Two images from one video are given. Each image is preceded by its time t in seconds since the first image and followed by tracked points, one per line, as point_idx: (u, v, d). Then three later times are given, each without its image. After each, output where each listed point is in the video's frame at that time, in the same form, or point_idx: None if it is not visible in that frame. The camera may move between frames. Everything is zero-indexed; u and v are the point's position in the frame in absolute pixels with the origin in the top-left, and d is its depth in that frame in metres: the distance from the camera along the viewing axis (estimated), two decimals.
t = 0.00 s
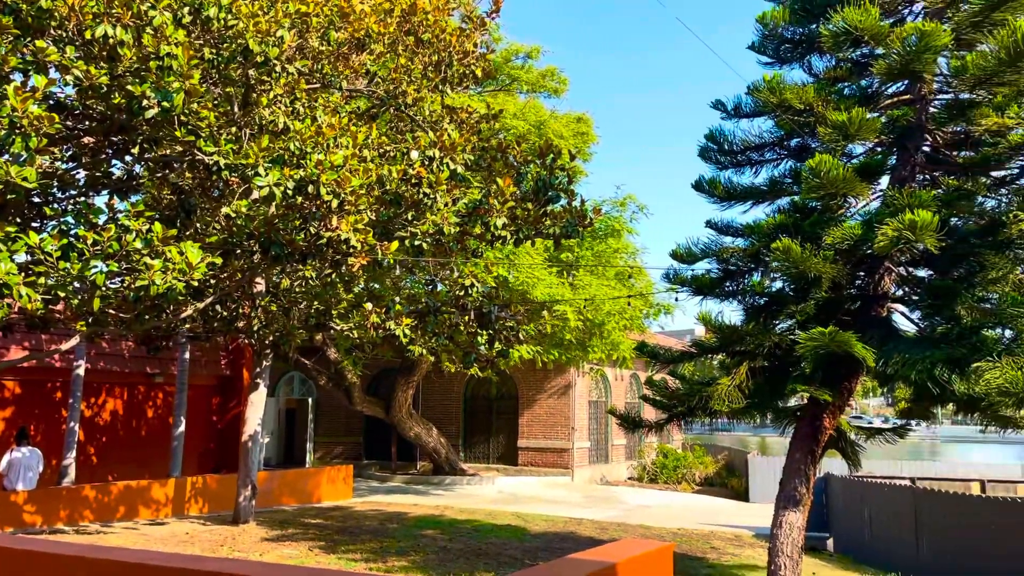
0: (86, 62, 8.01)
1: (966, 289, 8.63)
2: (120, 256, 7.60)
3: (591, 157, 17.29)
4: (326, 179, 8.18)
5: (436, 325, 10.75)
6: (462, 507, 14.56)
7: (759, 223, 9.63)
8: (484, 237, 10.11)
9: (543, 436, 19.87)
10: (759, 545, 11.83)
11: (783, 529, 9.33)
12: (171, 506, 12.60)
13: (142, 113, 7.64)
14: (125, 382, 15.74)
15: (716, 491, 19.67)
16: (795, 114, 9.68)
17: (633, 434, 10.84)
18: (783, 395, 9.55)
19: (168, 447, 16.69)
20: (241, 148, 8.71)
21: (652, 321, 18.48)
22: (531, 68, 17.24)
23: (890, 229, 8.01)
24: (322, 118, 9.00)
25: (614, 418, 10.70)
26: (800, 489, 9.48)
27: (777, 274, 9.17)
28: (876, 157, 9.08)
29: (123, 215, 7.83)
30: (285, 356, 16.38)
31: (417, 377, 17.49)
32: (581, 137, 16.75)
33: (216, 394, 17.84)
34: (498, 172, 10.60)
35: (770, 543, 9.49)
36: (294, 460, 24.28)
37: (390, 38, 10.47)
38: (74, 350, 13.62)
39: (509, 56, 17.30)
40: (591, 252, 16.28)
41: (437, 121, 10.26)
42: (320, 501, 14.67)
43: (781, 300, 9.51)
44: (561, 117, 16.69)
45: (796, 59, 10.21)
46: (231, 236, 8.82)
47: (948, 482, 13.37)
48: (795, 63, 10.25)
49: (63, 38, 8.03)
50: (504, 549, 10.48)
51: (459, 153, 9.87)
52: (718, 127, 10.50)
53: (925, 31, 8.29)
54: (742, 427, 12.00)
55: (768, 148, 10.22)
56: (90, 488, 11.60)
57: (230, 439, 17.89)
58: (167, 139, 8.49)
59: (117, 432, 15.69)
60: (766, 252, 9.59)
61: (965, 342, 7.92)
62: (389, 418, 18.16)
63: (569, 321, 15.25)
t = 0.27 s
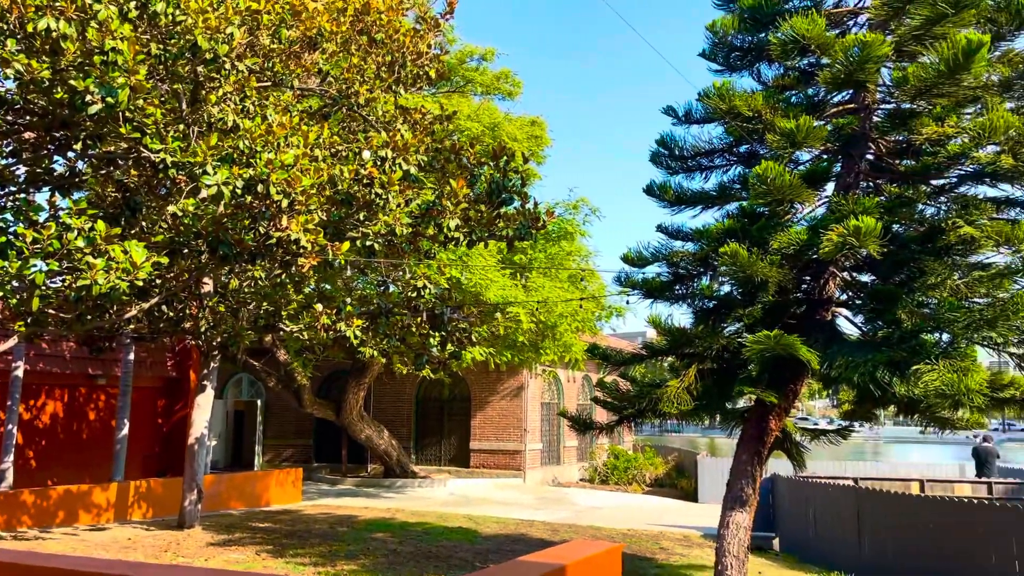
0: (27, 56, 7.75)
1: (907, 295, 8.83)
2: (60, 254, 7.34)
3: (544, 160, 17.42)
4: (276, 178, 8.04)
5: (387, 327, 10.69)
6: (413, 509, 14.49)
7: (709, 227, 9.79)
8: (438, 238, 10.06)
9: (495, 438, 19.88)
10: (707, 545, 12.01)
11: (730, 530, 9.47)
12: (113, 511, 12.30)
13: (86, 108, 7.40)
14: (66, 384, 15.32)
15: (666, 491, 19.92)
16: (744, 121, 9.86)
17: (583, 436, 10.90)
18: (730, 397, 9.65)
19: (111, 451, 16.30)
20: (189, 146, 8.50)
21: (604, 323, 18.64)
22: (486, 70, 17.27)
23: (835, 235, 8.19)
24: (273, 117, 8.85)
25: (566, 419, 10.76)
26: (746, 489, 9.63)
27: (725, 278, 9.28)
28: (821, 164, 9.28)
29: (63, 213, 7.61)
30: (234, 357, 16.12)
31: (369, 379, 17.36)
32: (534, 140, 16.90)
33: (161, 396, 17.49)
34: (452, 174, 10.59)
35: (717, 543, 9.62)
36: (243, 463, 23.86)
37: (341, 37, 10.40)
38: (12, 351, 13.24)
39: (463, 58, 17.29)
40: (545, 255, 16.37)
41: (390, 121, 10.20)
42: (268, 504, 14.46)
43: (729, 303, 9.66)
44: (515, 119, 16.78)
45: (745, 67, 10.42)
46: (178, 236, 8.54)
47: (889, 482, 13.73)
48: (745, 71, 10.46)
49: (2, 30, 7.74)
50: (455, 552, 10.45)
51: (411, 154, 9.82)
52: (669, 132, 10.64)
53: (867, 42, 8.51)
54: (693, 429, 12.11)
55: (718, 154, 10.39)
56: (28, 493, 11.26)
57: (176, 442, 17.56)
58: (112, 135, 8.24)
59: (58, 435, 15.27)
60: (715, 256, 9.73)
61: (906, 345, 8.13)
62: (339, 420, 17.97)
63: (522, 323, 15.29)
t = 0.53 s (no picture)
0: None
1: (855, 299, 9.07)
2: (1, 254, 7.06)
3: (502, 163, 17.48)
4: (228, 179, 7.79)
5: (341, 330, 10.55)
6: (367, 514, 14.37)
7: (663, 232, 9.95)
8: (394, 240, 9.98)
9: (451, 441, 19.82)
10: (660, 547, 12.14)
11: (683, 532, 9.59)
12: (57, 518, 11.96)
13: (30, 105, 7.20)
14: (8, 387, 14.86)
15: (621, 494, 20.08)
16: (698, 127, 9.96)
17: (539, 439, 10.94)
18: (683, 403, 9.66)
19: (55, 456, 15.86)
20: (138, 145, 8.22)
21: (561, 326, 18.74)
22: (443, 72, 17.24)
23: (786, 240, 8.34)
24: (226, 116, 8.68)
25: (521, 423, 10.78)
26: (699, 491, 9.76)
27: (679, 282, 9.39)
28: (773, 171, 9.45)
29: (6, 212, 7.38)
30: (184, 360, 15.80)
31: (323, 382, 17.15)
32: (492, 143, 16.95)
33: (108, 400, 17.09)
34: (408, 176, 10.55)
35: (669, 545, 9.73)
36: (193, 468, 23.32)
37: (296, 37, 10.29)
38: None
39: (421, 59, 17.23)
40: (502, 257, 16.39)
41: (346, 122, 10.13)
42: (219, 510, 14.20)
43: (682, 307, 9.81)
44: (473, 122, 16.79)
45: (700, 74, 10.57)
46: (127, 236, 8.53)
47: (838, 483, 14.00)
48: (699, 78, 10.61)
49: None
50: (409, 557, 10.39)
51: (367, 155, 9.74)
52: (625, 138, 10.75)
53: (816, 52, 8.69)
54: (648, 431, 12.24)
55: (672, 159, 10.53)
56: None
57: (123, 447, 17.18)
58: (57, 133, 7.97)
59: None
60: (669, 260, 9.85)
61: (853, 350, 8.32)
62: (292, 424, 17.73)
63: (478, 325, 15.27)
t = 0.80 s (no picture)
0: None
1: (811, 305, 9.24)
2: None
3: (465, 167, 17.51)
4: (187, 181, 7.71)
5: (301, 334, 10.49)
6: (327, 520, 14.23)
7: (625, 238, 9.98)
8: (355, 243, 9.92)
9: (412, 446, 19.74)
10: (620, 550, 12.23)
11: (643, 535, 9.68)
12: (6, 527, 11.63)
13: None
14: None
15: (582, 497, 20.18)
16: (658, 135, 10.09)
17: (501, 443, 10.97)
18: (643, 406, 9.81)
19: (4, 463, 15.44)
20: (93, 145, 8.06)
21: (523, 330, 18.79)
22: (406, 76, 17.20)
23: (745, 246, 8.46)
24: (184, 117, 8.53)
25: (483, 427, 10.79)
26: (659, 494, 9.87)
27: (640, 287, 9.49)
28: (731, 178, 9.61)
29: None
30: (139, 365, 15.50)
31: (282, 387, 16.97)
32: (454, 147, 16.97)
33: (60, 405, 16.70)
34: (370, 179, 10.49)
35: (629, 549, 9.82)
36: (146, 475, 22.44)
37: (257, 39, 10.15)
38: None
39: (383, 62, 17.16)
40: (465, 262, 16.40)
41: (306, 125, 10.27)
42: (175, 517, 13.95)
43: (643, 312, 9.91)
44: (436, 126, 16.78)
45: (661, 82, 10.68)
46: (80, 239, 8.33)
47: (795, 486, 14.23)
48: (661, 85, 10.72)
49: None
50: (370, 563, 10.32)
51: (329, 158, 9.68)
52: (587, 144, 10.84)
53: (774, 62, 8.86)
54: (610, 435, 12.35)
55: (634, 166, 10.65)
56: None
57: (76, 453, 16.81)
58: (8, 134, 7.70)
59: None
60: (629, 266, 9.96)
61: (809, 355, 8.48)
62: (250, 429, 17.51)
63: (440, 329, 15.25)
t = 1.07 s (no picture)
0: None
1: (774, 311, 9.38)
2: None
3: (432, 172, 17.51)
4: (149, 185, 7.59)
5: (265, 339, 10.38)
6: (291, 527, 14.07)
7: (591, 244, 10.10)
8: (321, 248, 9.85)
9: (377, 452, 19.60)
10: (586, 554, 12.28)
11: (609, 539, 9.74)
12: None
13: None
14: None
15: (548, 502, 20.22)
16: (625, 142, 10.19)
17: (468, 448, 10.95)
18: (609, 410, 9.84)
19: None
20: (53, 147, 7.92)
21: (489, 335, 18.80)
22: (372, 80, 17.13)
23: (709, 253, 8.57)
24: (146, 119, 8.40)
25: (450, 433, 10.76)
26: (625, 499, 9.93)
27: (606, 293, 9.55)
28: (696, 185, 9.74)
29: None
30: (98, 370, 15.19)
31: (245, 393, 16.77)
32: (421, 152, 16.95)
33: (16, 411, 16.32)
34: (336, 184, 10.40)
35: (595, 553, 9.88)
36: (106, 484, 21.89)
37: (222, 41, 10.04)
38: None
39: (349, 66, 17.07)
40: (431, 266, 16.38)
41: (272, 128, 10.11)
42: (135, 525, 13.68)
43: (609, 318, 9.97)
44: (402, 130, 16.74)
45: (628, 89, 10.77)
46: (39, 242, 7.91)
47: (758, 489, 14.40)
48: (627, 93, 10.82)
49: None
50: (335, 570, 10.23)
51: (295, 162, 9.59)
52: (554, 151, 10.90)
53: (739, 71, 8.98)
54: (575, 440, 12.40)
55: (600, 173, 10.73)
56: None
57: (31, 460, 16.45)
58: None
59: None
60: (596, 271, 10.03)
61: (771, 360, 8.60)
62: (212, 435, 17.27)
63: (406, 334, 15.19)
